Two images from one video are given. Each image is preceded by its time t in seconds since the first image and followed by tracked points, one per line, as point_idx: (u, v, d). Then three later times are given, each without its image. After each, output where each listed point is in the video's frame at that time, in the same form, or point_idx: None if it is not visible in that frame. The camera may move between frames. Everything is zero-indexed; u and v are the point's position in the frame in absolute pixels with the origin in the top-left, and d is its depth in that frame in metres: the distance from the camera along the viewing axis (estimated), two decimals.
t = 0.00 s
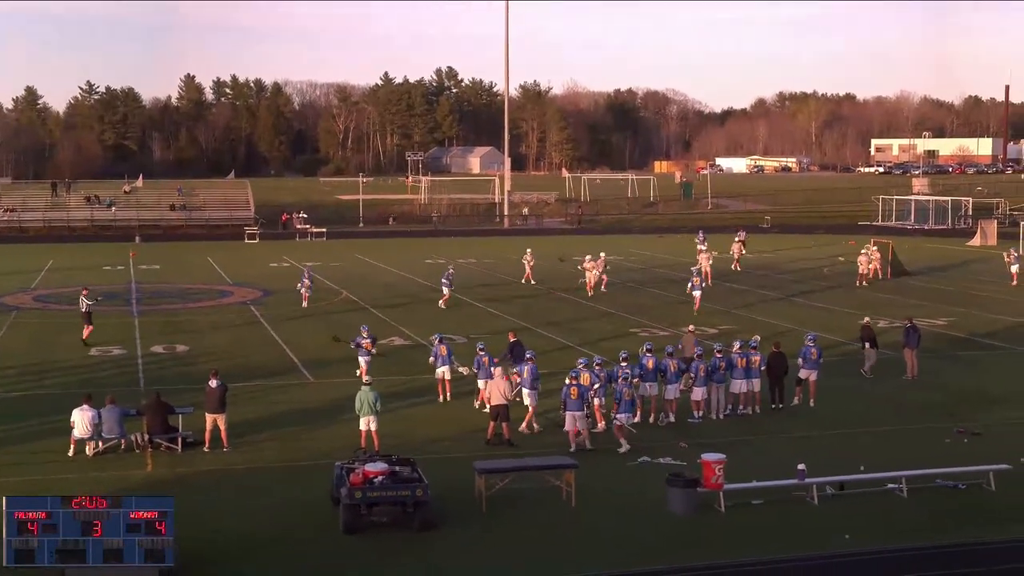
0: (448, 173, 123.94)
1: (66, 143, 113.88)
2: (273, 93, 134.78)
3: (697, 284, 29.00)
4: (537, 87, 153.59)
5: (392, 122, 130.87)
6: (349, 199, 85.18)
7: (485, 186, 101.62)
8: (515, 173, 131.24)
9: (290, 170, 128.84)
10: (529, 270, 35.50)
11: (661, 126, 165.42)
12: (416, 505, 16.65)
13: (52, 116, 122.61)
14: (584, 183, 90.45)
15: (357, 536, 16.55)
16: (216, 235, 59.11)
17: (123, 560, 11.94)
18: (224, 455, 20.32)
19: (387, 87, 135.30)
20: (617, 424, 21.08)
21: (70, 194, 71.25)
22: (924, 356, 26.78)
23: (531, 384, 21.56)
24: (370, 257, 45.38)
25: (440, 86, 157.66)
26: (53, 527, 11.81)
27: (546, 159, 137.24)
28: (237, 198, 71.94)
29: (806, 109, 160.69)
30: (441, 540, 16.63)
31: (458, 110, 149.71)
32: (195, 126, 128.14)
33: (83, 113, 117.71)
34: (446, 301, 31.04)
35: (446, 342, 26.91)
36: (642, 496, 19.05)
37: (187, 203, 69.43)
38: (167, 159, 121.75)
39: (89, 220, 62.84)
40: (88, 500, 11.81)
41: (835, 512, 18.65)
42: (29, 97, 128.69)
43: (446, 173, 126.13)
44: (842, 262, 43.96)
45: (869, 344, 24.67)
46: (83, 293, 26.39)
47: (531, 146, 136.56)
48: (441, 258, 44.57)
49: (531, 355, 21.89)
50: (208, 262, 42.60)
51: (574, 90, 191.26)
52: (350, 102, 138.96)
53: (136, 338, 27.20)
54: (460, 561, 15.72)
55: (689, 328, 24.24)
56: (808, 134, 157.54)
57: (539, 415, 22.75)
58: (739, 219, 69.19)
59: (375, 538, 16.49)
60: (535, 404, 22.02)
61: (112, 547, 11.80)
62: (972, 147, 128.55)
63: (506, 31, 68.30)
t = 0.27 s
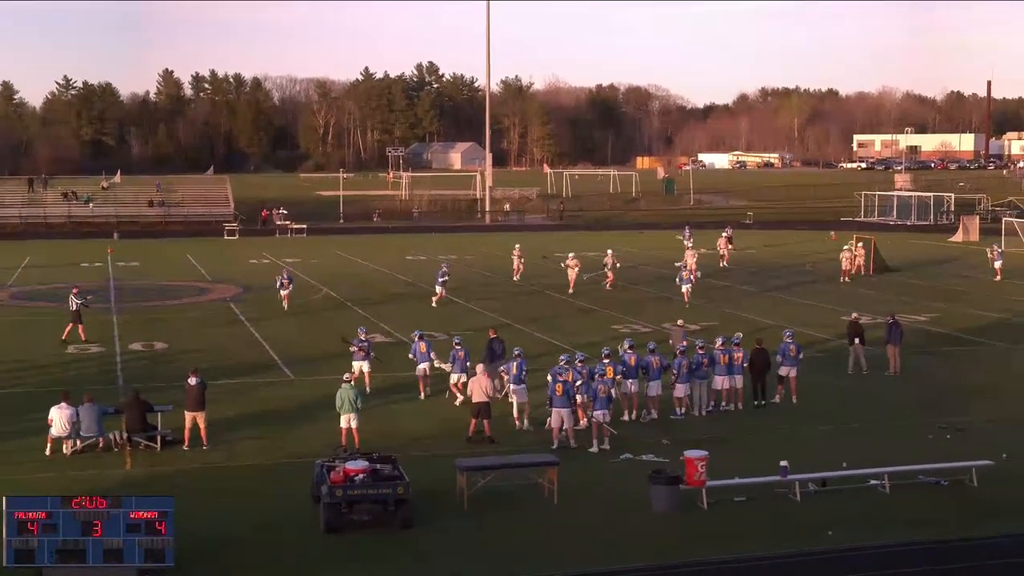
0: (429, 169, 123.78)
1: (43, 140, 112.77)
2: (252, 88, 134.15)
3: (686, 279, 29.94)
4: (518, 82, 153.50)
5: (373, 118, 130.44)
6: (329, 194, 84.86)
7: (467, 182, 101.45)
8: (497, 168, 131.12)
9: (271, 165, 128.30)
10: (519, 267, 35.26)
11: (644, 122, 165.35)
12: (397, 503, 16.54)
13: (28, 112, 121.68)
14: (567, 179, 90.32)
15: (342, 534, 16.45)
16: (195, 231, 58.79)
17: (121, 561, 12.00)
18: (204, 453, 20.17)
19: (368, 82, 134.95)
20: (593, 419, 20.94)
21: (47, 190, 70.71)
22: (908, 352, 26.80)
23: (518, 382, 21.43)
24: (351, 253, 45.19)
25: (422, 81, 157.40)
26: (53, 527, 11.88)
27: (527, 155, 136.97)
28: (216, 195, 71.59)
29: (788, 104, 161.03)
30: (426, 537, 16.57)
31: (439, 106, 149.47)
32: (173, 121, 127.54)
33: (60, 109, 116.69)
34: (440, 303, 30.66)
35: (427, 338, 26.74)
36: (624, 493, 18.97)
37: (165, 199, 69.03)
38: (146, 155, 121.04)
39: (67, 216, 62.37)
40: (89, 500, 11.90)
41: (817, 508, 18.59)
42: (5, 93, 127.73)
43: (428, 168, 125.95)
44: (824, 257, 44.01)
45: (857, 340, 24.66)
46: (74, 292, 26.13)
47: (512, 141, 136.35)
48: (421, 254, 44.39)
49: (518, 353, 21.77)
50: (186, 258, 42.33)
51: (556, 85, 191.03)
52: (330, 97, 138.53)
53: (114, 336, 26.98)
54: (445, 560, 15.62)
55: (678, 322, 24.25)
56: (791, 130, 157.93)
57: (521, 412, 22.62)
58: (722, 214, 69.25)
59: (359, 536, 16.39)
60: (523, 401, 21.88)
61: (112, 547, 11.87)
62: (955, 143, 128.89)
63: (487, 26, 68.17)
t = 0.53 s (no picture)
0: (416, 166, 123.50)
1: (26, 137, 111.91)
2: (237, 84, 133.68)
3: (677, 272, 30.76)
4: (505, 79, 153.31)
5: (359, 115, 130.18)
6: (315, 191, 84.61)
7: (453, 179, 101.25)
8: (484, 165, 130.88)
9: (257, 162, 128.11)
10: (514, 265, 35.03)
11: (631, 118, 165.27)
12: (384, 501, 16.40)
13: (11, 108, 120.99)
14: (554, 176, 90.18)
15: (332, 533, 16.32)
16: (181, 229, 58.50)
17: (123, 560, 11.92)
18: (189, 452, 19.99)
19: (353, 78, 134.66)
20: (578, 418, 20.85)
21: (30, 187, 70.28)
22: (897, 349, 26.77)
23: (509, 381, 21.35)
24: (336, 251, 45.00)
25: (408, 77, 157.14)
26: (53, 527, 11.74)
27: (514, 152, 136.81)
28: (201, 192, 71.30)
29: (777, 100, 161.25)
30: (415, 536, 16.46)
31: (426, 103, 149.25)
32: (158, 118, 127.02)
33: (43, 105, 115.97)
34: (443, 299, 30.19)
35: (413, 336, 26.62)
36: (613, 492, 18.88)
37: (149, 196, 68.69)
38: (130, 152, 120.58)
39: (50, 214, 61.96)
40: (88, 500, 11.78)
41: (806, 506, 18.50)
42: None
43: (414, 165, 125.68)
44: (812, 255, 43.97)
45: (849, 337, 24.62)
46: (70, 289, 26.08)
47: (500, 137, 136.16)
48: (407, 252, 44.22)
49: (512, 351, 21.66)
50: (171, 256, 42.08)
51: (543, 81, 190.75)
52: (316, 94, 138.28)
53: (98, 334, 26.76)
54: (435, 558, 15.50)
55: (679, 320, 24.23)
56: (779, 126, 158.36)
57: (508, 412, 22.53)
58: (710, 211, 69.24)
59: (348, 535, 16.28)
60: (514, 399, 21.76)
61: (113, 547, 11.77)
62: (943, 139, 128.83)
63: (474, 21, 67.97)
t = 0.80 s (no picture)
0: (407, 164, 123.35)
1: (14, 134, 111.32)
2: (227, 82, 133.32)
3: (675, 268, 31.71)
4: (496, 77, 153.10)
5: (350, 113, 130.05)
6: (305, 189, 84.37)
7: (444, 177, 101.04)
8: (475, 163, 130.72)
9: (246, 160, 127.79)
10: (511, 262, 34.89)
11: (623, 116, 165.21)
12: (375, 501, 16.26)
13: None
14: (546, 174, 90.03)
15: (325, 533, 16.17)
16: (170, 227, 58.23)
17: (123, 561, 11.83)
18: (179, 452, 19.82)
19: (343, 75, 134.55)
20: (572, 417, 20.79)
21: (18, 186, 69.92)
22: (891, 348, 26.68)
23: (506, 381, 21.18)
24: (327, 249, 44.84)
25: (399, 75, 156.89)
26: (53, 527, 11.67)
27: (506, 150, 136.74)
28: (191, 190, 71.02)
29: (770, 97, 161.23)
30: (409, 536, 16.35)
31: (417, 100, 148.98)
32: (147, 117, 126.80)
33: (32, 103, 116.24)
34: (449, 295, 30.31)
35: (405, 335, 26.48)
36: (606, 491, 18.75)
37: (138, 195, 68.38)
38: (119, 150, 120.25)
39: (38, 212, 61.63)
40: (88, 500, 11.70)
41: (800, 506, 18.40)
42: None
43: (405, 163, 125.50)
44: (805, 253, 43.86)
45: (844, 336, 24.57)
46: (68, 288, 25.89)
47: (491, 135, 135.99)
48: (398, 251, 44.03)
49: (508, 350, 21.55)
50: (160, 255, 41.82)
51: (534, 78, 190.54)
52: (305, 91, 138.04)
53: (87, 333, 26.57)
54: (429, 559, 15.37)
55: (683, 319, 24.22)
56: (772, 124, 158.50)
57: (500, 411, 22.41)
58: (702, 210, 69.14)
59: (341, 534, 16.15)
60: (510, 399, 21.61)
61: (113, 547, 11.68)
62: (936, 137, 128.74)
63: (466, 19, 67.81)
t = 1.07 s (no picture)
0: (401, 164, 123.19)
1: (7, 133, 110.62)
2: (220, 82, 133.01)
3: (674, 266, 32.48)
4: (491, 76, 153.00)
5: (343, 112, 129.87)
6: (299, 189, 84.19)
7: (438, 177, 100.88)
8: (469, 163, 130.60)
9: (239, 160, 127.42)
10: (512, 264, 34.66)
11: (619, 116, 165.05)
12: (370, 503, 16.13)
13: None
14: (540, 173, 89.86)
15: (320, 534, 16.15)
16: (163, 228, 58.04)
17: (123, 561, 11.92)
18: (172, 453, 19.72)
19: (337, 75, 134.23)
20: (568, 418, 20.66)
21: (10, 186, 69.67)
22: (888, 348, 26.60)
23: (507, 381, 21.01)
24: (321, 249, 44.68)
25: (393, 74, 156.75)
26: (53, 527, 11.74)
27: (500, 150, 136.54)
28: (184, 191, 70.82)
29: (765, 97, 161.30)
30: (405, 537, 16.27)
31: (411, 100, 148.83)
32: (139, 116, 126.21)
33: (24, 103, 115.98)
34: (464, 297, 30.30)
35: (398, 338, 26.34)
36: (602, 492, 18.64)
37: (130, 195, 68.14)
38: (111, 150, 119.75)
39: (30, 213, 61.40)
40: (88, 500, 11.79)
41: (796, 507, 18.30)
42: None
43: (400, 163, 125.32)
44: (800, 254, 43.76)
45: (840, 337, 24.40)
46: (71, 288, 25.77)
47: (485, 135, 135.67)
48: (391, 251, 43.90)
49: (506, 352, 21.41)
50: (152, 255, 41.66)
51: (529, 77, 190.33)
52: (299, 91, 137.89)
53: (79, 334, 26.41)
54: (423, 560, 15.30)
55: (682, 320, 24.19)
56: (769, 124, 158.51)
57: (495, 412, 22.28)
58: (698, 210, 69.04)
59: (338, 536, 16.10)
60: (507, 401, 21.49)
61: (113, 547, 11.77)
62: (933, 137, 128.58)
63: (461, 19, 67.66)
